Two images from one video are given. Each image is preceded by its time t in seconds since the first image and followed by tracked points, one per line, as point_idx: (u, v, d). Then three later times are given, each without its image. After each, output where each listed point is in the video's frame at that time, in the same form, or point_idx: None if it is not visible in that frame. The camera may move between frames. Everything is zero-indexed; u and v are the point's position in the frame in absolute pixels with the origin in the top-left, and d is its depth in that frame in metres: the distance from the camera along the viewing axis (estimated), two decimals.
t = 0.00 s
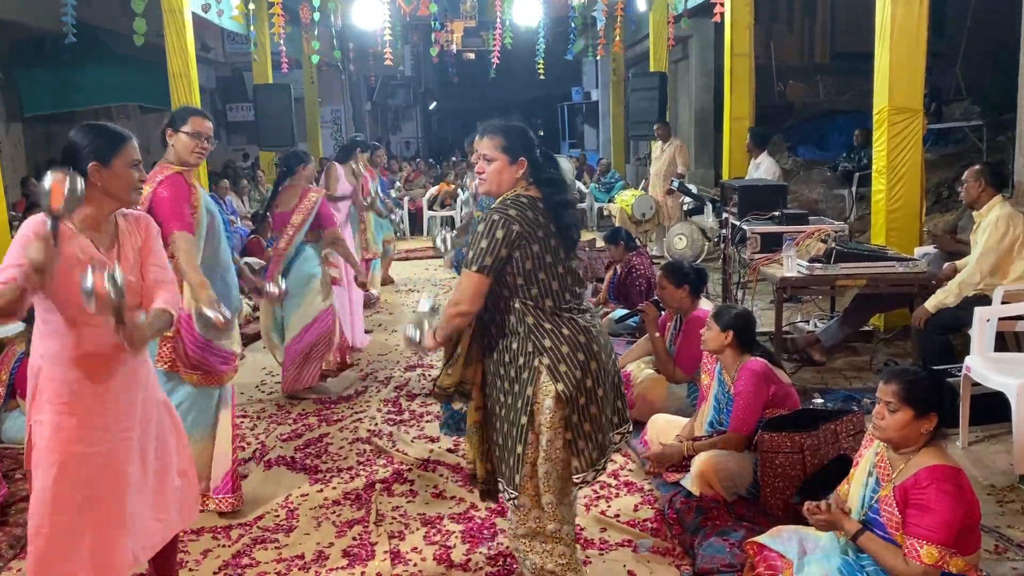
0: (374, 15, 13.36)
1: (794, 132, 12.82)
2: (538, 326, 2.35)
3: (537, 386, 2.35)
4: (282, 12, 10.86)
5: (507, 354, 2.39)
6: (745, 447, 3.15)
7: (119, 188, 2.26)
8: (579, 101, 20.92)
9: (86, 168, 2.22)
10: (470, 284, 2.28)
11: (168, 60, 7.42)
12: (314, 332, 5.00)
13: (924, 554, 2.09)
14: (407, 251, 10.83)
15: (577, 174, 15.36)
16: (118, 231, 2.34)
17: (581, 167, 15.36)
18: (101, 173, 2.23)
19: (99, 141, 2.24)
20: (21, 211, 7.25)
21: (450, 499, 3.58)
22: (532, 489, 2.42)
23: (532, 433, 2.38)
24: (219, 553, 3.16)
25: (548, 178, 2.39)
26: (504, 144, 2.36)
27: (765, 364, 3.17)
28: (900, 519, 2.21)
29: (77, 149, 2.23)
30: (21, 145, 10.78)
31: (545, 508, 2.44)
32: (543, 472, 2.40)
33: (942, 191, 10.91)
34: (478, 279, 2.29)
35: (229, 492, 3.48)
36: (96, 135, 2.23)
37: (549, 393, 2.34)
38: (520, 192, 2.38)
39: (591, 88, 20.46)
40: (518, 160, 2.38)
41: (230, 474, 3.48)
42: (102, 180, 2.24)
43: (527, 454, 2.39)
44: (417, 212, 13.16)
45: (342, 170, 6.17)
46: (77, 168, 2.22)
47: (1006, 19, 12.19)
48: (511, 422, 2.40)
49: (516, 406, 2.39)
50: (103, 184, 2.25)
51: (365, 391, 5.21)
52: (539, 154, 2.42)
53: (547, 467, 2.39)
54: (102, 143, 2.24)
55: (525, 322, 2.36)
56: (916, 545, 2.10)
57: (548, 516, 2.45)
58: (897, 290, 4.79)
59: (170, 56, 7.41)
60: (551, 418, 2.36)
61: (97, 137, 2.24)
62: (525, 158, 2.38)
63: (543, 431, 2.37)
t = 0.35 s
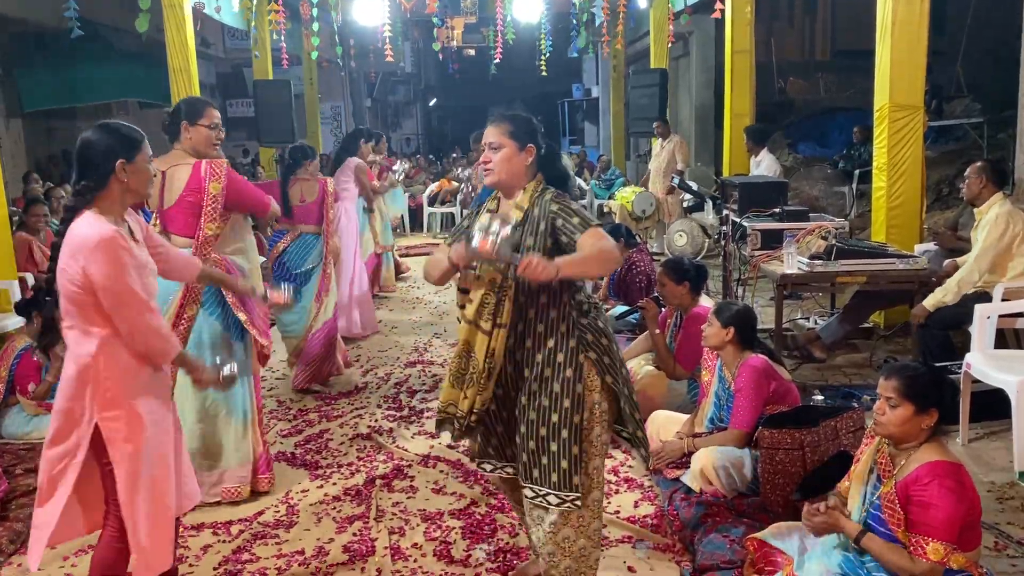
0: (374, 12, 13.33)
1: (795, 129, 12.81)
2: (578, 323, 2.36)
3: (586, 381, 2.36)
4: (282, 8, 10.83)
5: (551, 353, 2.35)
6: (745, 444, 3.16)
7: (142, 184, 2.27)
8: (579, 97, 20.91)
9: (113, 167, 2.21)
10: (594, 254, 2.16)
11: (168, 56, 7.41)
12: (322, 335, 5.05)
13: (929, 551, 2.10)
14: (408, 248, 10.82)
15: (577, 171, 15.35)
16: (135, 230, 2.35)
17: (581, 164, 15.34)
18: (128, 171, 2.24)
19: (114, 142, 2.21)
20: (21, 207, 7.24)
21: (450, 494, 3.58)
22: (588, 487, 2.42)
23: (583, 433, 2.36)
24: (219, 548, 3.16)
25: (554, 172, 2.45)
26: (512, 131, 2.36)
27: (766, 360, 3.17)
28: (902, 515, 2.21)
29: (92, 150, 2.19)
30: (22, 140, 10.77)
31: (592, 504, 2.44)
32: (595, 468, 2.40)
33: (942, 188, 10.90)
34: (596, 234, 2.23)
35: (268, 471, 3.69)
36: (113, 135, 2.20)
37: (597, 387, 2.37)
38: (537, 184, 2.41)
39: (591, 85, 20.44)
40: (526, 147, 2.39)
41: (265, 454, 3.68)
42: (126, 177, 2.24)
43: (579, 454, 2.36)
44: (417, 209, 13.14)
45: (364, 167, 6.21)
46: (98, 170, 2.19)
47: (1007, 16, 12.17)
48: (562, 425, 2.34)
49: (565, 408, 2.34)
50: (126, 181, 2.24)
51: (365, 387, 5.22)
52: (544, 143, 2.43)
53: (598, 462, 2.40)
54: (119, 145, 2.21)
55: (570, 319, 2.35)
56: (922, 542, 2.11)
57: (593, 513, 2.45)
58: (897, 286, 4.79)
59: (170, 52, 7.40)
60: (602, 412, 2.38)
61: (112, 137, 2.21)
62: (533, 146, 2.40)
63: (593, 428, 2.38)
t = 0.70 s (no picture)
0: (374, 9, 13.31)
1: (796, 126, 12.80)
2: (585, 323, 2.40)
3: (596, 381, 2.40)
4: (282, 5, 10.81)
5: (563, 358, 2.36)
6: (745, 441, 3.16)
7: (158, 171, 2.36)
8: (580, 94, 20.89)
9: (138, 155, 2.29)
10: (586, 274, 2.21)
11: (168, 53, 7.40)
12: (315, 330, 5.03)
13: (928, 548, 2.08)
14: (408, 245, 10.80)
15: (577, 168, 15.32)
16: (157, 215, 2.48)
17: (582, 161, 15.33)
18: (151, 157, 2.33)
19: (132, 130, 2.27)
20: (22, 204, 7.24)
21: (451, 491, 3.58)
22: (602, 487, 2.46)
23: (596, 432, 2.40)
24: (220, 544, 3.16)
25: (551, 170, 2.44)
26: (507, 126, 2.33)
27: (767, 357, 3.16)
28: (902, 511, 2.21)
29: (112, 139, 2.26)
30: (21, 136, 10.78)
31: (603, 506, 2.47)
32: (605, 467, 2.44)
33: (943, 186, 10.89)
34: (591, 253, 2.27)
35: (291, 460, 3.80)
36: (131, 124, 2.26)
37: (605, 386, 2.42)
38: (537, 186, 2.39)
39: (592, 82, 20.42)
40: (523, 141, 2.35)
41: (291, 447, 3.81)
42: (147, 164, 2.33)
43: (593, 454, 2.40)
44: (418, 206, 13.14)
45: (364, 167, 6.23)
46: (119, 158, 2.26)
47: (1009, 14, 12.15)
48: (580, 428, 2.38)
49: (580, 409, 2.37)
50: (148, 167, 2.33)
51: (366, 383, 5.23)
52: (541, 138, 2.40)
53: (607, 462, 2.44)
54: (136, 134, 2.28)
55: (576, 321, 2.38)
56: (921, 539, 2.10)
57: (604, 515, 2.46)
58: (897, 284, 4.79)
59: (170, 49, 7.39)
60: (609, 410, 2.44)
61: (131, 125, 2.27)
62: (529, 141, 2.36)
63: (602, 427, 2.42)
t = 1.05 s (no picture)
0: (375, 7, 13.30)
1: (796, 125, 12.78)
2: (556, 326, 2.36)
3: (565, 384, 2.38)
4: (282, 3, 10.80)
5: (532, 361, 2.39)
6: (746, 440, 3.16)
7: (161, 182, 2.33)
8: (580, 92, 20.88)
9: (134, 166, 2.24)
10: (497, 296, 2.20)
11: (168, 51, 7.40)
12: (314, 329, 5.03)
13: (926, 545, 2.09)
14: (408, 243, 10.79)
15: (577, 166, 15.30)
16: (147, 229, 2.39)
17: (582, 159, 15.31)
18: (150, 169, 2.28)
19: (134, 140, 2.24)
20: (21, 202, 7.24)
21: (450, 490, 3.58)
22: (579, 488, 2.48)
23: (569, 431, 2.42)
24: (220, 542, 3.16)
25: (535, 172, 2.37)
26: (487, 135, 2.37)
27: (767, 356, 3.17)
28: (902, 510, 2.21)
29: (112, 149, 2.22)
30: (21, 133, 10.81)
31: (587, 501, 2.51)
32: (584, 466, 2.46)
33: (944, 184, 10.88)
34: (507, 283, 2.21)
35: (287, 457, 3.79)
36: (133, 134, 2.23)
37: (574, 388, 2.39)
38: (515, 189, 2.36)
39: (592, 80, 20.41)
40: (501, 150, 2.37)
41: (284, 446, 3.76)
42: (147, 175, 2.28)
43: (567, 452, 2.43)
44: (418, 204, 13.13)
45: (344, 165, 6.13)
46: (118, 168, 2.22)
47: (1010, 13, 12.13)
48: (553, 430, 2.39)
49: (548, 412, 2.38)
50: (148, 179, 2.28)
51: (366, 381, 5.22)
52: (535, 150, 2.39)
53: (587, 460, 2.46)
54: (137, 145, 2.24)
55: (543, 325, 2.35)
56: (919, 536, 2.11)
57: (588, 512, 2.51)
58: (898, 282, 4.78)
59: (170, 47, 7.39)
60: (582, 411, 2.42)
61: (133, 136, 2.24)
62: (508, 147, 2.37)
63: (576, 426, 2.42)
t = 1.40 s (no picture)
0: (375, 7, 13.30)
1: (798, 123, 12.77)
2: (513, 312, 2.34)
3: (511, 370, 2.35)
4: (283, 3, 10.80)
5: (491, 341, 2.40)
6: (747, 438, 3.16)
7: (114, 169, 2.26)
8: (581, 92, 20.89)
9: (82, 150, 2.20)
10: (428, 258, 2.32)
11: (169, 50, 7.40)
12: (311, 320, 4.99)
13: (938, 548, 2.07)
14: (409, 242, 10.80)
15: (579, 165, 15.29)
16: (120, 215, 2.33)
17: (583, 158, 15.30)
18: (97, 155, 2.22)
19: (95, 125, 2.23)
20: (23, 201, 7.26)
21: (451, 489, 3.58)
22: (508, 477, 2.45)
23: (506, 418, 2.39)
24: (221, 542, 3.16)
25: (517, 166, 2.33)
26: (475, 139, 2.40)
27: (768, 355, 3.17)
28: (905, 510, 2.20)
29: (74, 133, 2.21)
30: (22, 132, 10.83)
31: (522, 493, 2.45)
32: (520, 457, 2.41)
33: (946, 183, 10.88)
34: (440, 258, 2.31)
35: (253, 490, 3.50)
36: (94, 116, 2.22)
37: (520, 380, 2.33)
38: (500, 184, 2.37)
39: (593, 78, 20.41)
40: (485, 152, 2.38)
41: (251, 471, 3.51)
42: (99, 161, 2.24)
43: (501, 437, 2.42)
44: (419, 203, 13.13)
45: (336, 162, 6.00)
46: (75, 153, 2.20)
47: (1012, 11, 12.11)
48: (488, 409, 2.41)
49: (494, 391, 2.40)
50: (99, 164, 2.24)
51: (367, 380, 5.22)
52: (523, 143, 2.35)
53: (524, 452, 2.40)
54: (101, 130, 2.24)
55: (502, 308, 2.35)
56: (930, 540, 2.09)
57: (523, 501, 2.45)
58: (900, 281, 4.77)
59: (171, 46, 7.39)
60: (523, 405, 2.35)
61: (97, 120, 2.24)
62: (493, 149, 2.36)
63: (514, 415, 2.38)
